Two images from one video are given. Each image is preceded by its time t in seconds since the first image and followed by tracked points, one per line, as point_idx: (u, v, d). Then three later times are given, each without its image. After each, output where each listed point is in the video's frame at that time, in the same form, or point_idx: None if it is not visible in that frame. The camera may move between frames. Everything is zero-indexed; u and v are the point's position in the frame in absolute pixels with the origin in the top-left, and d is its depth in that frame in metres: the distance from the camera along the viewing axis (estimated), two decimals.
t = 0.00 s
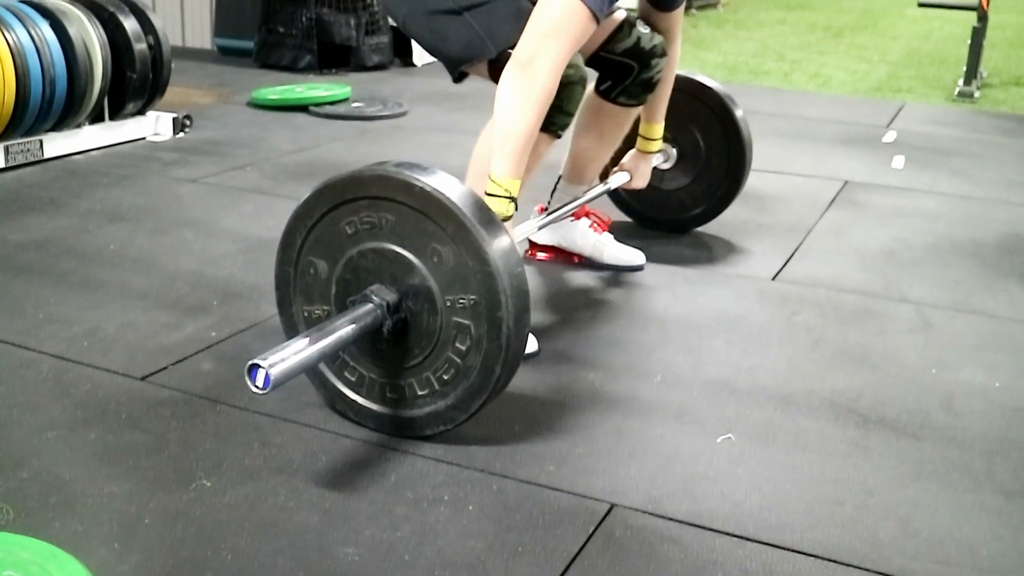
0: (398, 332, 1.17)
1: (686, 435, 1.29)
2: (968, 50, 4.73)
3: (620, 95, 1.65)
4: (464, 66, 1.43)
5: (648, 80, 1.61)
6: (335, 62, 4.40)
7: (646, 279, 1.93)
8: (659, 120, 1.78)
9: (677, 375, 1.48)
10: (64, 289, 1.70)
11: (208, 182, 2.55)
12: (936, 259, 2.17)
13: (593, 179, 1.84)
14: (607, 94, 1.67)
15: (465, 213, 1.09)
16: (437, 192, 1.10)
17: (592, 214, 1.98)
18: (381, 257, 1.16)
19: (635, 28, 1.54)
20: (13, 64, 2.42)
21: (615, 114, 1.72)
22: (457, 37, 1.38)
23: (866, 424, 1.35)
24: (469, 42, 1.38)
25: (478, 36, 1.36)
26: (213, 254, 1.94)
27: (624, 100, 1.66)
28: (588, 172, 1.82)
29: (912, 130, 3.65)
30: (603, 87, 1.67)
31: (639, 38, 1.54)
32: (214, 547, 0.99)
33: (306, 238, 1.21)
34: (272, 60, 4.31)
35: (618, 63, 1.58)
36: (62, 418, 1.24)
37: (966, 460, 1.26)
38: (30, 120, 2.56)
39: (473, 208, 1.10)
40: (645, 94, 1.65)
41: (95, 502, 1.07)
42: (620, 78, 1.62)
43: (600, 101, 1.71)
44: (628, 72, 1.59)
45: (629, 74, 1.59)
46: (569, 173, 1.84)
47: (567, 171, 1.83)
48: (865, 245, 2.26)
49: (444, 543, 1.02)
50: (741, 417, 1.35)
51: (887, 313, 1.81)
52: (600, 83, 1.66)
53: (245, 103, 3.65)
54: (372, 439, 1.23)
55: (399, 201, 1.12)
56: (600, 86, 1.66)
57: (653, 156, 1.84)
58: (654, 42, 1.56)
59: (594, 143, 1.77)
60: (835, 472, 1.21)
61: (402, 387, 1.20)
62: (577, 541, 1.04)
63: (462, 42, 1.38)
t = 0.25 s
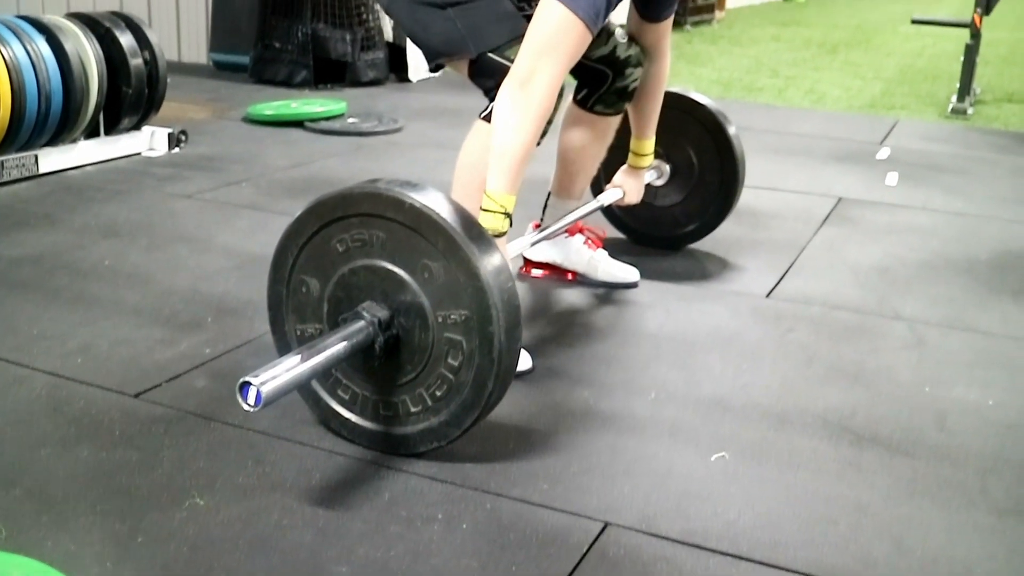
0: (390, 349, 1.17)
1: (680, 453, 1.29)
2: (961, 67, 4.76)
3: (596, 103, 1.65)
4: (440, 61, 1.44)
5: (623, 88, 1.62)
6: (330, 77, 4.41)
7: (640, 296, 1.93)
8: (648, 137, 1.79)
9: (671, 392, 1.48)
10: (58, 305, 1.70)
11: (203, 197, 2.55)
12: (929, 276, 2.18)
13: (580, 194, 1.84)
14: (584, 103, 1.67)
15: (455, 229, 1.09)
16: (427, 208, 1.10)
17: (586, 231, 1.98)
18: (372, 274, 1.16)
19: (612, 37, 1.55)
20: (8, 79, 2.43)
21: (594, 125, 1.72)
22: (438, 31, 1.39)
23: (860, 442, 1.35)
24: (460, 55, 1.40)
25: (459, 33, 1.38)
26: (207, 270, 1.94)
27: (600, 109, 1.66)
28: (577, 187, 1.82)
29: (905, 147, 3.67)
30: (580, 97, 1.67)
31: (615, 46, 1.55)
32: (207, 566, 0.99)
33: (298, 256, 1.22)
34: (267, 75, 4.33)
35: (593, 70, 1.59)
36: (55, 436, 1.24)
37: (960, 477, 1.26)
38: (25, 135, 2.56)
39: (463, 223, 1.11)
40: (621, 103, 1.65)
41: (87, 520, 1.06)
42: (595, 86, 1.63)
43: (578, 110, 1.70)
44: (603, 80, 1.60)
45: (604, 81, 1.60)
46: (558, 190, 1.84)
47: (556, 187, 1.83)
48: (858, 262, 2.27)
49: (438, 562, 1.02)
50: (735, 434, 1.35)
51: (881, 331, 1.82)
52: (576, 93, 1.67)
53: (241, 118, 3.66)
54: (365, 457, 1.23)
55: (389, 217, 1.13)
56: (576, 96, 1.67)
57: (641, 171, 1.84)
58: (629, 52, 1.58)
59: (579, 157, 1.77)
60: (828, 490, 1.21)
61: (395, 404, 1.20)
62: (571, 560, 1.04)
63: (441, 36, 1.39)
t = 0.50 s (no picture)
0: (387, 368, 1.18)
1: (677, 472, 1.29)
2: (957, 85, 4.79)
3: (587, 118, 1.67)
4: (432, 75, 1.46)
5: (613, 104, 1.64)
6: (328, 95, 4.42)
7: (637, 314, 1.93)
8: (643, 155, 1.79)
9: (668, 411, 1.48)
10: (55, 323, 1.70)
11: (200, 215, 2.55)
12: (925, 294, 2.18)
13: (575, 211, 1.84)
14: (575, 118, 1.69)
15: (451, 248, 1.10)
16: (423, 227, 1.10)
17: (583, 249, 1.99)
18: (369, 293, 1.17)
19: (603, 52, 1.58)
20: (6, 97, 2.43)
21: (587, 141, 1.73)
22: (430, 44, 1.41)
23: (857, 460, 1.35)
24: (452, 68, 1.41)
25: (452, 46, 1.40)
26: (204, 289, 1.94)
27: (591, 123, 1.68)
28: (572, 203, 1.82)
29: (901, 164, 3.68)
30: (571, 111, 1.69)
31: (605, 62, 1.58)
32: None
33: (294, 275, 1.22)
34: (265, 93, 4.35)
35: (583, 85, 1.62)
36: (51, 455, 1.24)
37: (956, 496, 1.26)
38: (23, 153, 2.57)
39: (459, 242, 1.11)
40: (612, 118, 1.67)
41: (84, 540, 1.06)
42: (585, 101, 1.65)
43: (570, 125, 1.72)
44: (592, 95, 1.62)
45: (593, 96, 1.62)
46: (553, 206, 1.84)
47: (551, 203, 1.83)
48: (855, 280, 2.27)
49: None
50: (732, 453, 1.35)
51: (877, 348, 1.82)
52: (568, 108, 1.70)
53: (239, 136, 3.67)
54: (362, 476, 1.23)
55: (385, 236, 1.13)
56: (567, 111, 1.69)
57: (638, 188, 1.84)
58: (619, 67, 1.60)
59: (572, 173, 1.77)
60: (825, 509, 1.21)
61: (391, 423, 1.20)
62: None
63: (434, 49, 1.41)
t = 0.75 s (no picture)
0: (386, 389, 1.18)
1: (674, 491, 1.29)
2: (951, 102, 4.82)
3: (585, 139, 1.68)
4: (430, 98, 1.46)
5: (611, 124, 1.64)
6: (325, 114, 4.44)
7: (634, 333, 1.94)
8: (641, 175, 1.79)
9: (665, 430, 1.48)
10: (52, 344, 1.70)
11: (197, 235, 2.56)
12: (922, 311, 2.19)
13: (573, 231, 1.85)
14: (573, 138, 1.69)
15: (453, 271, 1.10)
16: (424, 249, 1.11)
17: (581, 268, 2.00)
18: (369, 313, 1.17)
19: (600, 74, 1.58)
20: (5, 118, 2.45)
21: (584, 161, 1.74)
22: (424, 67, 1.41)
23: (854, 479, 1.35)
24: (448, 91, 1.42)
25: (449, 69, 1.41)
26: (201, 308, 1.94)
27: (589, 144, 1.69)
28: (569, 223, 1.83)
29: (897, 181, 3.70)
30: (569, 132, 1.70)
31: (603, 83, 1.58)
32: None
33: (294, 295, 1.22)
34: (262, 112, 4.37)
35: (581, 105, 1.62)
36: (48, 476, 1.23)
37: (954, 514, 1.26)
38: (20, 173, 2.58)
39: (460, 264, 1.11)
40: (610, 138, 1.67)
41: (81, 561, 1.06)
42: (583, 121, 1.66)
43: (568, 146, 1.73)
44: (591, 115, 1.63)
45: (592, 116, 1.63)
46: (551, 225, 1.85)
47: (548, 222, 1.84)
48: (852, 298, 2.28)
49: None
50: (729, 472, 1.35)
51: (874, 366, 1.82)
52: (566, 128, 1.70)
53: (236, 155, 3.68)
54: (360, 497, 1.23)
55: (386, 257, 1.13)
56: (565, 132, 1.70)
57: (635, 207, 1.85)
58: (616, 88, 1.61)
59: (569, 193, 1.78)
60: (823, 527, 1.21)
61: (390, 444, 1.20)
62: None
63: (431, 72, 1.41)
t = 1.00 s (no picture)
0: (387, 407, 1.18)
1: (673, 508, 1.29)
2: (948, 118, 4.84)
3: (586, 156, 1.68)
4: (429, 118, 1.47)
5: (612, 142, 1.65)
6: (324, 130, 4.46)
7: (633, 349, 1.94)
8: (642, 189, 1.80)
9: (664, 446, 1.48)
10: (50, 360, 1.70)
11: (195, 251, 2.56)
12: (920, 327, 2.19)
13: (572, 246, 1.85)
14: (574, 156, 1.70)
15: (456, 291, 1.10)
16: (428, 268, 1.11)
17: (579, 284, 2.00)
18: (372, 331, 1.17)
19: (600, 92, 1.59)
20: (4, 135, 2.45)
21: (584, 179, 1.74)
22: (426, 88, 1.43)
23: (852, 495, 1.35)
24: (448, 111, 1.43)
25: (448, 90, 1.43)
26: (200, 324, 1.94)
27: (590, 162, 1.69)
28: (568, 239, 1.84)
29: (894, 197, 3.71)
30: (569, 150, 1.70)
31: (603, 101, 1.59)
32: None
33: (296, 310, 1.22)
34: (260, 128, 4.38)
35: (582, 124, 1.63)
36: (46, 493, 1.23)
37: (952, 531, 1.26)
38: (19, 190, 2.58)
39: (462, 284, 1.12)
40: (610, 156, 1.68)
41: None
42: (584, 140, 1.66)
43: (569, 163, 1.73)
44: (592, 134, 1.64)
45: (593, 134, 1.63)
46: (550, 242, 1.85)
47: (548, 239, 1.84)
48: (849, 313, 2.29)
49: None
50: (728, 489, 1.35)
51: (872, 382, 1.83)
52: (566, 146, 1.71)
53: (235, 171, 3.68)
54: (359, 513, 1.23)
55: (390, 276, 1.13)
56: (566, 150, 1.70)
57: (634, 223, 1.86)
58: (616, 105, 1.61)
59: (569, 211, 1.79)
60: (822, 544, 1.21)
61: (390, 462, 1.20)
62: None
63: (431, 93, 1.43)
